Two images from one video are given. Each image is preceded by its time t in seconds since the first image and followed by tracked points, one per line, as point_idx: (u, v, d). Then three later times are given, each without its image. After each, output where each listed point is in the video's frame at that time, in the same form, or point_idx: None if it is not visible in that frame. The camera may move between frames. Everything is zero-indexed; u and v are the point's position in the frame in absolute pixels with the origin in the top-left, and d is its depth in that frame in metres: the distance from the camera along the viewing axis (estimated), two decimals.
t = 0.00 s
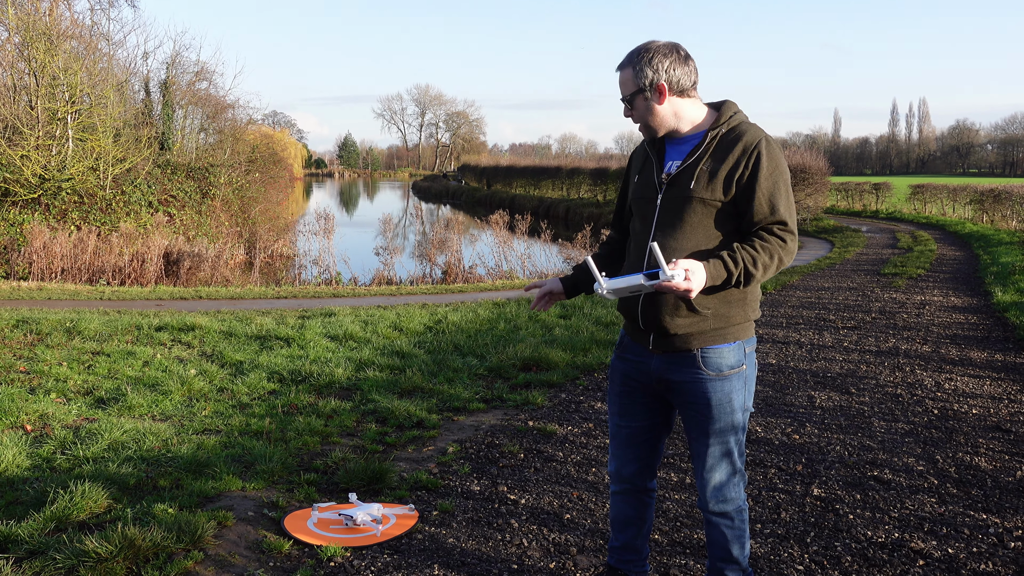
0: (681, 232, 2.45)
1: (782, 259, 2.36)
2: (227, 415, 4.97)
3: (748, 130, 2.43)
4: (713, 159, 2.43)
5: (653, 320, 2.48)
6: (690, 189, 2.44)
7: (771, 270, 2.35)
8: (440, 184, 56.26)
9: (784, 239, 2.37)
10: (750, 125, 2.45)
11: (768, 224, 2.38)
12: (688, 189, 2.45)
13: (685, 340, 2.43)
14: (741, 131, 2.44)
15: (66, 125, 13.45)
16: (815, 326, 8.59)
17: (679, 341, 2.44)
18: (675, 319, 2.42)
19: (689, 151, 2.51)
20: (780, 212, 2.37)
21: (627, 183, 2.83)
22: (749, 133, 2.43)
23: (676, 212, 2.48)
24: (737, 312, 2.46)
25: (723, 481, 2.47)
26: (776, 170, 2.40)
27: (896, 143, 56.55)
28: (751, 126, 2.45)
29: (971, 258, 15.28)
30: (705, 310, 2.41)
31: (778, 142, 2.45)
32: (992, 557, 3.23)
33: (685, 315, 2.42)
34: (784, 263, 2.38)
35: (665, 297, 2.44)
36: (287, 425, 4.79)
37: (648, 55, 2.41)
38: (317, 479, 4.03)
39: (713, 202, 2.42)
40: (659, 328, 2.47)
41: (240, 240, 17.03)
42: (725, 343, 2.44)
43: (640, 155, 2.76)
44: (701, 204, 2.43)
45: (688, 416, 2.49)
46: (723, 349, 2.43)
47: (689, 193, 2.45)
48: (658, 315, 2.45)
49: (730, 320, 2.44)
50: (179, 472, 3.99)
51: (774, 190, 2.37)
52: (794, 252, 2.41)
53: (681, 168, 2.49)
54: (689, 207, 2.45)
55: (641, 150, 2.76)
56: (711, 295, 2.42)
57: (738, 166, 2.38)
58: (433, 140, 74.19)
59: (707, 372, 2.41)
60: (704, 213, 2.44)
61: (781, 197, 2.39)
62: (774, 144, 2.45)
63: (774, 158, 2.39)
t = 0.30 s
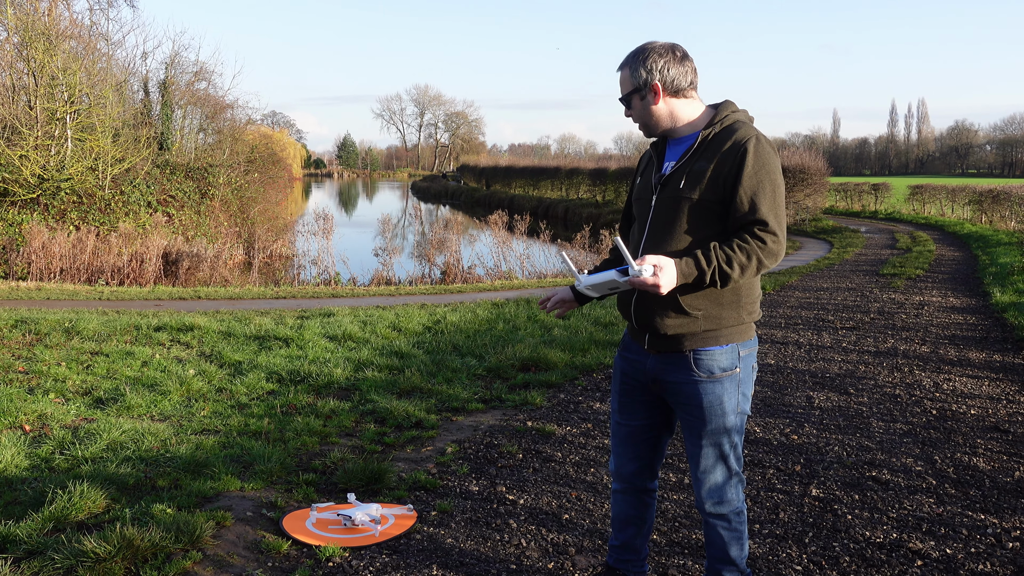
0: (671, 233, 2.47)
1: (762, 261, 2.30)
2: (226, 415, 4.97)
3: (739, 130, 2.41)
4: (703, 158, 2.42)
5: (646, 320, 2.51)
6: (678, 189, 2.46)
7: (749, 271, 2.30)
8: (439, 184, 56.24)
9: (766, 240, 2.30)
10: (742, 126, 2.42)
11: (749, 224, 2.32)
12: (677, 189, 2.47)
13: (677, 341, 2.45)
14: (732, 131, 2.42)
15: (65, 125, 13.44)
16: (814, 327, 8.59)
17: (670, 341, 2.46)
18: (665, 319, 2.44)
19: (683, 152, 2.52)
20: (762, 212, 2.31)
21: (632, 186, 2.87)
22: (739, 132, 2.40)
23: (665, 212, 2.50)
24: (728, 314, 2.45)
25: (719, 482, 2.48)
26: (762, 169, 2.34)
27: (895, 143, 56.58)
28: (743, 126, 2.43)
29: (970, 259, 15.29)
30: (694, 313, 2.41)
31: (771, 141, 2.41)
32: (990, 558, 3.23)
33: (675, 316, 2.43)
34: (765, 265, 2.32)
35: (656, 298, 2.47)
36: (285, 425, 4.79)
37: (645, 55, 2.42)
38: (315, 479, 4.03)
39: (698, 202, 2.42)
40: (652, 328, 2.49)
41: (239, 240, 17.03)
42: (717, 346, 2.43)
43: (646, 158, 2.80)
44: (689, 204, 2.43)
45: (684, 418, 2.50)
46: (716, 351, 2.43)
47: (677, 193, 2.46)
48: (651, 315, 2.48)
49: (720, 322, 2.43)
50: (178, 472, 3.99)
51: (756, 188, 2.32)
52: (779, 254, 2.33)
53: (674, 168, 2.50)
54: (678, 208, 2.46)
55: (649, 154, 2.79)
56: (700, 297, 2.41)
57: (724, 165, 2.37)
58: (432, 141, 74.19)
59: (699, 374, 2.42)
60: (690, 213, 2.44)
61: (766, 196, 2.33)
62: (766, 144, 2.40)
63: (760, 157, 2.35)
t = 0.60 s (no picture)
0: (672, 234, 2.47)
1: (762, 261, 2.30)
2: (225, 416, 4.97)
3: (739, 131, 2.42)
4: (704, 159, 2.43)
5: (646, 321, 2.51)
6: (679, 190, 2.47)
7: (749, 270, 2.30)
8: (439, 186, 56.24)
9: (766, 239, 2.31)
10: (742, 127, 2.44)
11: (750, 224, 2.33)
12: (678, 189, 2.47)
13: (677, 342, 2.45)
14: (733, 132, 2.43)
15: (64, 125, 13.45)
16: (813, 328, 8.59)
17: (668, 341, 2.46)
18: (665, 319, 2.44)
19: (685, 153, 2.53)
20: (763, 212, 2.32)
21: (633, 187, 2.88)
22: (740, 133, 2.41)
23: (667, 213, 2.50)
24: (728, 316, 2.45)
25: (718, 483, 2.48)
26: (763, 170, 2.35)
27: (894, 145, 56.61)
28: (745, 126, 2.44)
29: (969, 260, 15.30)
30: (695, 313, 2.41)
31: (771, 142, 2.42)
32: (990, 559, 3.23)
33: (675, 317, 2.43)
34: (765, 265, 2.32)
35: (657, 299, 2.47)
36: (285, 427, 4.79)
37: (646, 57, 2.42)
38: (315, 481, 4.03)
39: (699, 203, 2.42)
40: (651, 328, 2.49)
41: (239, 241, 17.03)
42: (716, 347, 2.43)
43: (646, 159, 2.81)
44: (690, 205, 2.44)
45: (684, 419, 2.50)
46: (715, 352, 2.43)
47: (678, 194, 2.47)
48: (651, 315, 2.48)
49: (720, 323, 2.43)
50: (177, 473, 3.98)
51: (758, 189, 2.32)
52: (779, 255, 2.34)
53: (675, 169, 2.51)
54: (679, 209, 2.46)
55: (649, 155, 2.80)
56: (700, 297, 2.41)
57: (725, 166, 2.37)
58: (432, 142, 74.22)
59: (699, 375, 2.42)
60: (691, 213, 2.44)
61: (767, 196, 2.33)
62: (767, 145, 2.41)
63: (762, 157, 2.35)
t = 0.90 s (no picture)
0: (676, 235, 2.46)
1: (770, 263, 2.32)
2: (225, 418, 4.97)
3: (742, 133, 2.43)
4: (709, 159, 2.43)
5: (648, 322, 2.50)
6: (683, 190, 2.46)
7: (757, 272, 2.32)
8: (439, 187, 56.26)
9: (774, 241, 2.32)
10: (745, 128, 2.45)
11: (757, 227, 2.34)
12: (682, 190, 2.46)
13: (679, 343, 2.44)
14: (737, 133, 2.44)
15: (64, 127, 13.46)
16: (813, 330, 8.60)
17: (670, 343, 2.46)
18: (669, 321, 2.44)
19: (686, 154, 2.53)
20: (770, 214, 2.34)
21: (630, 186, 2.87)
22: (744, 135, 2.42)
23: (670, 214, 2.50)
24: (730, 317, 2.46)
25: (719, 484, 2.48)
26: (768, 172, 2.37)
27: (894, 147, 56.67)
28: (748, 128, 2.45)
29: (969, 262, 15.31)
30: (699, 314, 2.41)
31: (774, 145, 2.44)
32: (990, 562, 3.23)
33: (678, 317, 2.43)
34: (771, 266, 2.33)
35: (660, 300, 2.45)
36: (285, 428, 4.79)
37: (648, 59, 2.43)
38: (315, 482, 4.03)
39: (704, 204, 2.42)
40: (654, 330, 2.48)
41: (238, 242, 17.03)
42: (719, 348, 2.44)
43: (644, 158, 2.80)
44: (695, 206, 2.43)
45: (685, 420, 2.49)
46: (717, 353, 2.43)
47: (682, 195, 2.46)
48: (653, 316, 2.47)
49: (723, 325, 2.44)
50: (177, 475, 3.98)
51: (764, 191, 2.34)
52: (785, 257, 2.36)
53: (678, 170, 2.50)
54: (684, 209, 2.45)
55: (646, 154, 2.80)
56: (703, 298, 2.42)
57: (731, 167, 2.38)
58: (432, 144, 74.26)
59: (702, 376, 2.42)
60: (696, 214, 2.44)
61: (773, 198, 2.36)
62: (770, 146, 2.43)
63: (767, 160, 2.37)
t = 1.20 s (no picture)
0: (678, 234, 2.46)
1: (770, 263, 2.32)
2: (225, 419, 4.97)
3: (742, 133, 2.43)
4: (710, 160, 2.43)
5: (649, 323, 2.50)
6: (684, 190, 2.46)
7: (758, 272, 2.32)
8: (439, 189, 56.29)
9: (775, 241, 2.33)
10: (744, 129, 2.45)
11: (758, 227, 2.34)
12: (683, 190, 2.46)
13: (681, 344, 2.44)
14: (738, 133, 2.45)
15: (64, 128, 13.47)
16: (814, 331, 8.60)
17: (671, 344, 2.46)
18: (670, 321, 2.44)
19: (687, 154, 2.53)
20: (771, 214, 2.34)
21: (629, 186, 2.87)
22: (745, 135, 2.43)
23: (671, 213, 2.50)
24: (731, 317, 2.46)
25: (719, 485, 2.48)
26: (769, 172, 2.37)
27: (894, 149, 56.67)
28: (749, 129, 2.45)
29: (969, 263, 15.30)
30: (700, 315, 2.41)
31: (774, 146, 2.44)
32: (990, 563, 3.23)
33: (680, 318, 2.43)
34: (772, 267, 2.33)
35: (662, 300, 2.45)
36: (285, 429, 4.79)
37: (651, 60, 2.42)
38: (315, 484, 4.03)
39: (705, 204, 2.42)
40: (655, 330, 2.48)
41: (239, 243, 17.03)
42: (721, 349, 2.44)
43: (643, 158, 2.80)
44: (696, 206, 2.43)
45: (686, 422, 2.49)
46: (718, 354, 2.43)
47: (683, 195, 2.46)
48: (654, 317, 2.47)
49: (724, 325, 2.44)
50: (177, 476, 3.98)
51: (765, 191, 2.35)
52: (786, 257, 2.36)
53: (679, 170, 2.50)
54: (685, 209, 2.45)
55: (646, 154, 2.80)
56: (704, 298, 2.42)
57: (732, 168, 2.38)
58: (432, 145, 74.28)
59: (703, 377, 2.42)
60: (697, 215, 2.43)
61: (774, 198, 2.36)
62: (771, 147, 2.43)
63: (768, 160, 2.37)
